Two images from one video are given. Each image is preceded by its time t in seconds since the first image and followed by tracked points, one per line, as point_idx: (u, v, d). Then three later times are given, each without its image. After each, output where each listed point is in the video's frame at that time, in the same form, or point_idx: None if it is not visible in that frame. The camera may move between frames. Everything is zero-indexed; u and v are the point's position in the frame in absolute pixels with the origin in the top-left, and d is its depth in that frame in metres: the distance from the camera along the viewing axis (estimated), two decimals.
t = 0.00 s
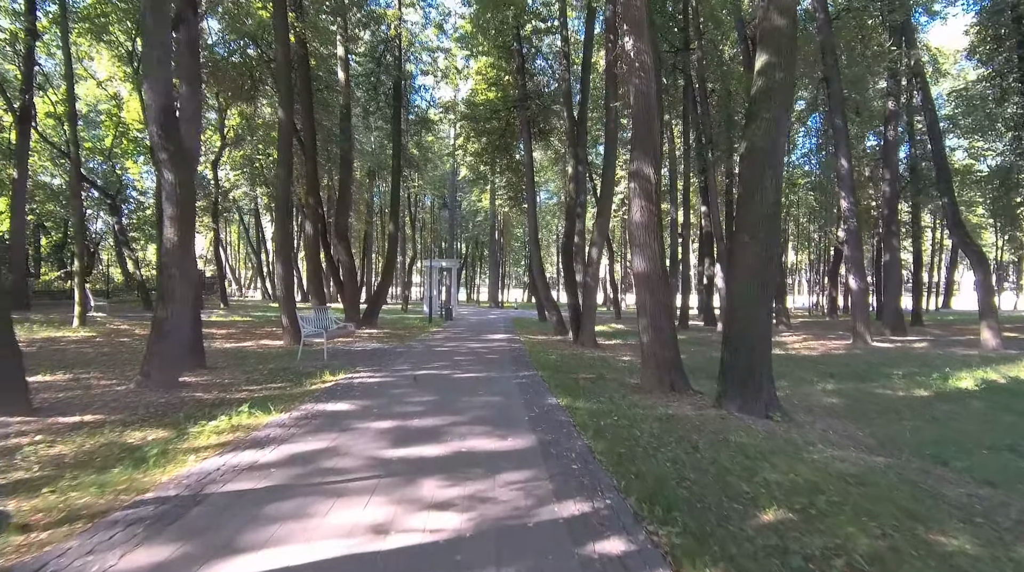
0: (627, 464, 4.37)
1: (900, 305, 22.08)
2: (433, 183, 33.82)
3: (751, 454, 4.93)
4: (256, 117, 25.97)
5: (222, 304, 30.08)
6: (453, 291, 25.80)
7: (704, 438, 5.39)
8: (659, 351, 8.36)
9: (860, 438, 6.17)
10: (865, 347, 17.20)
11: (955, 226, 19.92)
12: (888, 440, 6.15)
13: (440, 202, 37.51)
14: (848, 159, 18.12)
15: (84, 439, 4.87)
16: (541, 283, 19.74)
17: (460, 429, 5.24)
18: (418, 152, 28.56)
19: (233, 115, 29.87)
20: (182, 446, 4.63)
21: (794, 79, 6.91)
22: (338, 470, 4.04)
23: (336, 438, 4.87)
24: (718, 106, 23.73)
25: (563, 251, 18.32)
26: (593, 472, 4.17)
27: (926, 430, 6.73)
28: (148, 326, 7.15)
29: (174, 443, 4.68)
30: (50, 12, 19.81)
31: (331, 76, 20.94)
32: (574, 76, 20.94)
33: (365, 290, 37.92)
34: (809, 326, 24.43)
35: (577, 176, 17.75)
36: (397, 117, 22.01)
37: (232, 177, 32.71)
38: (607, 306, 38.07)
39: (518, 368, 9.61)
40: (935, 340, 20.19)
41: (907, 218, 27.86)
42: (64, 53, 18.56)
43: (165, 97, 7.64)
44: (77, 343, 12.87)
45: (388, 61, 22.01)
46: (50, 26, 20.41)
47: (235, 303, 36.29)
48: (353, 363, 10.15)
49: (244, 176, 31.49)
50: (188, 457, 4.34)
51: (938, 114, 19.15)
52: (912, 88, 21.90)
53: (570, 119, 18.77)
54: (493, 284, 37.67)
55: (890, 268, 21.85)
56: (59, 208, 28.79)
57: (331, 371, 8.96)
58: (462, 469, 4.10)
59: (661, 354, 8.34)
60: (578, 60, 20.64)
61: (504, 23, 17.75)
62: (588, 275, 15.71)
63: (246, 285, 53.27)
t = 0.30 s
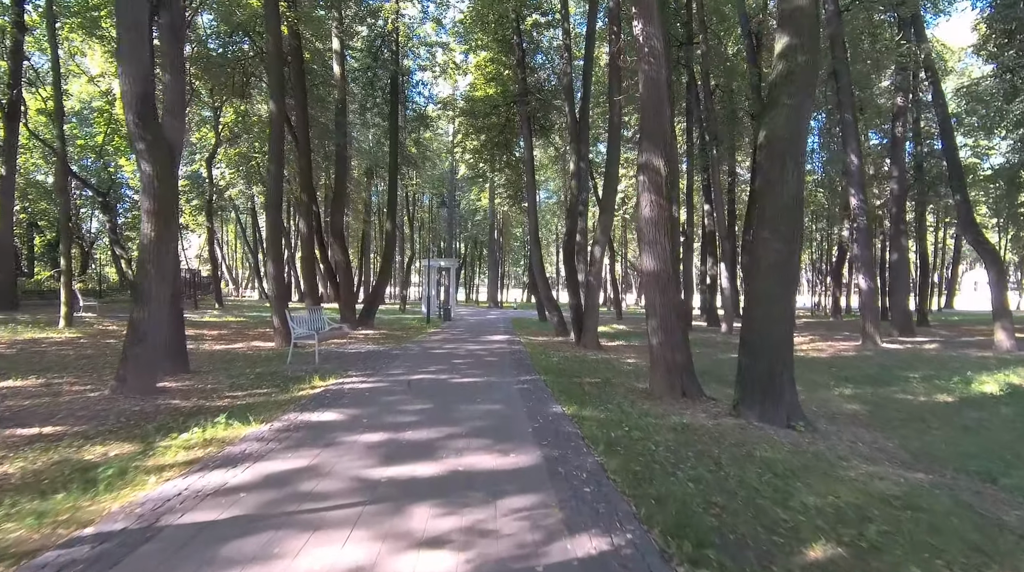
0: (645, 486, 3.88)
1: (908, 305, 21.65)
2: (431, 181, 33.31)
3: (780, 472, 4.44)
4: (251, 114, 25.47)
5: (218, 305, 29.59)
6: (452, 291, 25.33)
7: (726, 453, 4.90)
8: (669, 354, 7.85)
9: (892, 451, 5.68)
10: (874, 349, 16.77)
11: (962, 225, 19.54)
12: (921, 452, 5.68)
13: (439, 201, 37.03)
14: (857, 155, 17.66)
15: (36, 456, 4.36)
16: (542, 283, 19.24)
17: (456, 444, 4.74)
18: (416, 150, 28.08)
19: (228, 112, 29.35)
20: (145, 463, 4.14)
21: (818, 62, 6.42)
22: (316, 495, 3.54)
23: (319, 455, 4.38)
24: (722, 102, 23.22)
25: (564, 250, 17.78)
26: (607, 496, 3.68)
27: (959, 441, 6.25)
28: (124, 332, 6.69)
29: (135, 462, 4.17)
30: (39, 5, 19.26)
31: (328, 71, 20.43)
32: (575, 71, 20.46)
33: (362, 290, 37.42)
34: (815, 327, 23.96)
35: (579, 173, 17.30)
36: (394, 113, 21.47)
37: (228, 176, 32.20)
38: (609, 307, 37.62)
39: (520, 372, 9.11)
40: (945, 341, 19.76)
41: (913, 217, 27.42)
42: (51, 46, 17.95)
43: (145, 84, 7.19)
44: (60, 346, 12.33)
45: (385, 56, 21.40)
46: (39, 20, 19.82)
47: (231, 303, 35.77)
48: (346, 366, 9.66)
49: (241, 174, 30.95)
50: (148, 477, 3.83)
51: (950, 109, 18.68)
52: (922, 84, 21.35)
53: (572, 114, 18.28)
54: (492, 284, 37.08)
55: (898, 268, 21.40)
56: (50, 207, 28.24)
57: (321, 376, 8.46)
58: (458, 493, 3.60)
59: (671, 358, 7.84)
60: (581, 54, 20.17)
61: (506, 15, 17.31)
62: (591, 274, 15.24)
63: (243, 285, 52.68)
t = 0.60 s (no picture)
0: (666, 514, 3.40)
1: (916, 306, 21.21)
2: (429, 180, 32.82)
3: (814, 494, 3.96)
4: (246, 111, 24.97)
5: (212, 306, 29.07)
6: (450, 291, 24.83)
7: (751, 470, 4.43)
8: (680, 358, 7.35)
9: (927, 466, 5.22)
10: (883, 351, 16.32)
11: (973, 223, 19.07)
12: (959, 467, 5.21)
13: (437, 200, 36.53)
14: (865, 151, 17.22)
15: None
16: (542, 283, 18.75)
17: (451, 462, 4.25)
18: (414, 148, 27.58)
19: (223, 109, 28.81)
20: (95, 487, 3.65)
21: (843, 43, 5.93)
22: (286, 528, 3.05)
23: (296, 476, 3.89)
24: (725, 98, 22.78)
25: (564, 249, 17.29)
26: (623, 529, 3.20)
27: (997, 453, 5.79)
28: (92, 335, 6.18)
29: (85, 485, 3.70)
30: None
31: (322, 66, 19.94)
32: (576, 66, 19.98)
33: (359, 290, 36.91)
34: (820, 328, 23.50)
35: (580, 170, 16.84)
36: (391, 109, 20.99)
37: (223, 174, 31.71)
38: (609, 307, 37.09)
39: (520, 377, 8.62)
40: (954, 343, 19.33)
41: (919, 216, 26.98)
42: (36, 40, 17.35)
43: (117, 68, 6.67)
44: (40, 347, 11.83)
45: (381, 51, 20.85)
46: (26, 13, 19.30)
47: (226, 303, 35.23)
48: (337, 370, 9.17)
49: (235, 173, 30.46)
50: (95, 506, 3.34)
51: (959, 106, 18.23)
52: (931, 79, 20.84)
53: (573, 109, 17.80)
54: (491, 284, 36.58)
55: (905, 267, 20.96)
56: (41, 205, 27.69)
57: (309, 382, 7.96)
58: (451, 525, 3.11)
59: (681, 362, 7.35)
60: (581, 49, 19.69)
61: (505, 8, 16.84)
62: (593, 274, 14.77)
63: (239, 285, 52.07)
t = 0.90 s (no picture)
0: (696, 551, 2.93)
1: (924, 306, 20.78)
2: (426, 178, 32.32)
3: (861, 523, 3.48)
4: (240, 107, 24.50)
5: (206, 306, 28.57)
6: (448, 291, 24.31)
7: (785, 492, 3.94)
8: (693, 362, 6.86)
9: (973, 484, 4.74)
10: (894, 353, 15.88)
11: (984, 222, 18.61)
12: (1009, 487, 4.73)
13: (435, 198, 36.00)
14: (876, 149, 16.74)
15: None
16: (543, 284, 18.24)
17: (446, 485, 3.76)
18: (411, 146, 27.06)
19: (217, 106, 28.25)
20: (32, 520, 3.15)
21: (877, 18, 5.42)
22: None
23: (267, 503, 3.39)
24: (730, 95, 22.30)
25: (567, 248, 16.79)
26: None
27: None
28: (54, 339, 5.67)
29: (22, 515, 3.19)
30: None
31: (316, 60, 19.41)
32: (578, 61, 19.49)
33: (356, 290, 36.38)
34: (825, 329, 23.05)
35: (582, 166, 16.34)
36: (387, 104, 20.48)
37: (217, 172, 31.18)
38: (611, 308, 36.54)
39: (522, 382, 8.12)
40: (964, 344, 18.87)
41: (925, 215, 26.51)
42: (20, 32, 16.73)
43: (86, 50, 6.12)
44: (20, 350, 11.29)
45: (378, 46, 20.33)
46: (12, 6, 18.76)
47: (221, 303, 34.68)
48: (327, 374, 8.66)
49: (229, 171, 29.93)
50: (24, 545, 2.83)
51: (971, 101, 17.77)
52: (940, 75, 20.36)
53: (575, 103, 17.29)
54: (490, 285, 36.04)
55: (914, 267, 20.52)
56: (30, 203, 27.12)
57: (297, 387, 7.45)
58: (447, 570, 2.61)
59: (694, 366, 6.86)
60: (583, 43, 19.20)
61: None
62: (596, 273, 14.27)
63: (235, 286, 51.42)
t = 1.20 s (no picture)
0: None
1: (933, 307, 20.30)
2: (425, 177, 31.84)
3: (922, 559, 3.01)
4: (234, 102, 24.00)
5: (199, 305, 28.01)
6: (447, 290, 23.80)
7: (828, 520, 3.45)
8: (709, 368, 6.37)
9: None
10: (906, 355, 15.41)
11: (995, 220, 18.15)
12: None
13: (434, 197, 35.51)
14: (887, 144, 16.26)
15: None
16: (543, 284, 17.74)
17: (440, 514, 3.27)
18: (410, 143, 26.55)
19: (212, 102, 27.74)
20: None
21: None
22: None
23: (229, 539, 2.90)
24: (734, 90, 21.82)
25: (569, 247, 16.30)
26: None
27: None
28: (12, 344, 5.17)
29: None
30: None
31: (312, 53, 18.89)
32: (580, 54, 18.99)
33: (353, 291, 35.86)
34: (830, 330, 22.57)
35: (584, 161, 15.85)
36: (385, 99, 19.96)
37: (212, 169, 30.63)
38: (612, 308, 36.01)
39: (524, 387, 7.62)
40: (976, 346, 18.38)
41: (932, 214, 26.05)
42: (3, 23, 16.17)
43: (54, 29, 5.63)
44: None
45: (375, 40, 19.84)
46: None
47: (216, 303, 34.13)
48: (317, 379, 8.16)
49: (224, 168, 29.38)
50: None
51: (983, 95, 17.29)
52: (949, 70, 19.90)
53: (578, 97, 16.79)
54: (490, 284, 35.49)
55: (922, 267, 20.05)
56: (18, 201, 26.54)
57: (283, 394, 6.94)
58: None
59: (710, 371, 6.36)
60: (585, 36, 18.71)
61: None
62: (599, 272, 13.79)
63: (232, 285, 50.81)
